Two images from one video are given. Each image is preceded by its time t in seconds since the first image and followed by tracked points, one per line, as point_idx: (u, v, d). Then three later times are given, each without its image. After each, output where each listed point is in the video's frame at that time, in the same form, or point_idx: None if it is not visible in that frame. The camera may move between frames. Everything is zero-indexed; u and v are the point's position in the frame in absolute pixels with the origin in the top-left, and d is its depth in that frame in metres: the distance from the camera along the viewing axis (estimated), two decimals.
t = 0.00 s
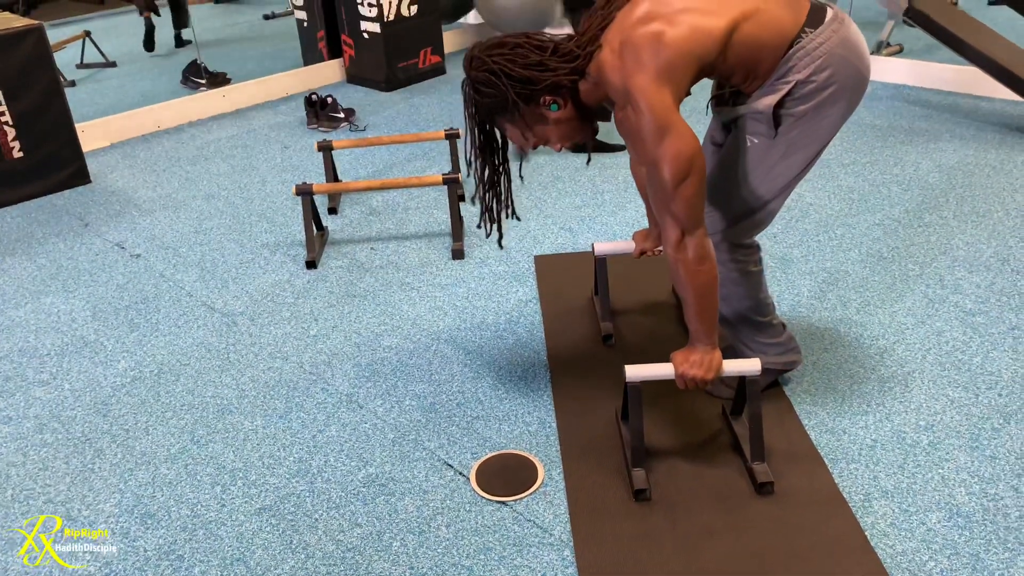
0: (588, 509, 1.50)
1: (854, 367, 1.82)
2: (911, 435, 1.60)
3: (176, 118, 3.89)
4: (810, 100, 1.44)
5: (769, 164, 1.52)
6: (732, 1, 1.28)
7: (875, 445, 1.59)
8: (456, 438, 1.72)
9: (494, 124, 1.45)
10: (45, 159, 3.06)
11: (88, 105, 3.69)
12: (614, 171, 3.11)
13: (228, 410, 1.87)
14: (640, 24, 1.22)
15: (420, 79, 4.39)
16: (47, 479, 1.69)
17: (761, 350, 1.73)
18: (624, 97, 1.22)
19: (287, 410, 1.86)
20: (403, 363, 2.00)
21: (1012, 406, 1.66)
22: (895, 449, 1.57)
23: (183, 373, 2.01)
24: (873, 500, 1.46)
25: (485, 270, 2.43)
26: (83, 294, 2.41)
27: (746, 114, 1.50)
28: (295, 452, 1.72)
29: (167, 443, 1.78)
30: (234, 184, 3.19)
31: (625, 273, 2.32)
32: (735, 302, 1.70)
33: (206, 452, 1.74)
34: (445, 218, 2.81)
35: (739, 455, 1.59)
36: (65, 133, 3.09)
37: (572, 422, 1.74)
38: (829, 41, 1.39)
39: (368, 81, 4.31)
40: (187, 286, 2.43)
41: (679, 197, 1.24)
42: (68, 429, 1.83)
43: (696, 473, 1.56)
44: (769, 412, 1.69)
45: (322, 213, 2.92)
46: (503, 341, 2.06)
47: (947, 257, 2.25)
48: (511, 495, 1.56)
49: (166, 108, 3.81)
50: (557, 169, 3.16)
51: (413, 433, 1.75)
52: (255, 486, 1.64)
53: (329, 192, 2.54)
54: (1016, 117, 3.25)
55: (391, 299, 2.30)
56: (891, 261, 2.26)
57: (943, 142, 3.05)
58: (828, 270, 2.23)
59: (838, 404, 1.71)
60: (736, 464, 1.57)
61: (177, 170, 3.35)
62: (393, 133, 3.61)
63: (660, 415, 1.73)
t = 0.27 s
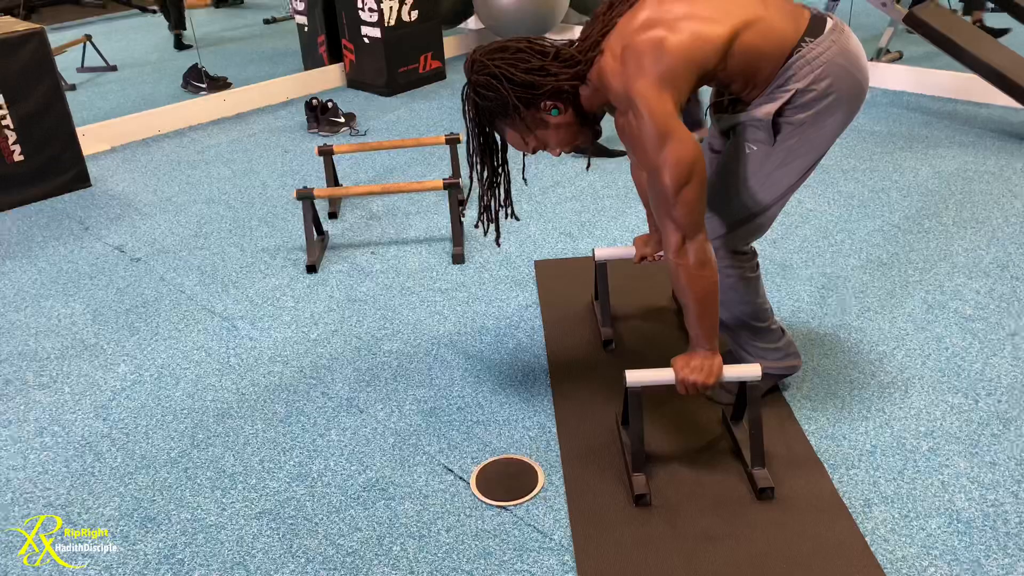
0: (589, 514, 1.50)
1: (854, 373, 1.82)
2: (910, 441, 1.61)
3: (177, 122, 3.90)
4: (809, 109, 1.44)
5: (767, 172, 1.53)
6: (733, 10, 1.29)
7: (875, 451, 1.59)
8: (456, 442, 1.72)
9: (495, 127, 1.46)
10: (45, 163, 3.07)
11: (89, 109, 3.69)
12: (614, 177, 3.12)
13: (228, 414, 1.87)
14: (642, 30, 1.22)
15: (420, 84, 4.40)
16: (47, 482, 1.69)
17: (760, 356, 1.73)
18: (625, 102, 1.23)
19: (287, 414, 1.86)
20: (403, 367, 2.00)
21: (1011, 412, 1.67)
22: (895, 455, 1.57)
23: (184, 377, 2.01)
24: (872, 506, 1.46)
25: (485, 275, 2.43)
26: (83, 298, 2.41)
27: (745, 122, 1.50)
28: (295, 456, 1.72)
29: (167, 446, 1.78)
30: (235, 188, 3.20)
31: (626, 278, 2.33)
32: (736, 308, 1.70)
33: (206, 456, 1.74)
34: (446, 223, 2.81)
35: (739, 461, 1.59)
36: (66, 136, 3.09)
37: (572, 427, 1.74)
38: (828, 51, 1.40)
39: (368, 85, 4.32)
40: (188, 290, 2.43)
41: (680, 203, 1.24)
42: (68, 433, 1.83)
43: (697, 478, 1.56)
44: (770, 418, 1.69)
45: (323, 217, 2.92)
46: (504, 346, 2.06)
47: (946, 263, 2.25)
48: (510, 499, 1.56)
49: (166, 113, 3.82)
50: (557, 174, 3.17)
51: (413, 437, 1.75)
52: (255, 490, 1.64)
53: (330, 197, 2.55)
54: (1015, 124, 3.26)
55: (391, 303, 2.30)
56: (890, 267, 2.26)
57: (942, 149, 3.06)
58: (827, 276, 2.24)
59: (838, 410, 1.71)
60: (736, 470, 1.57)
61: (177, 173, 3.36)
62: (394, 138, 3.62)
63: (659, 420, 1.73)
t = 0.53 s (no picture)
0: (588, 521, 1.50)
1: (853, 379, 1.83)
2: (910, 448, 1.61)
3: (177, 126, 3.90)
4: (809, 114, 1.45)
5: (769, 177, 1.53)
6: (733, 16, 1.30)
7: (875, 458, 1.59)
8: (456, 447, 1.72)
9: (496, 133, 1.46)
10: (45, 167, 3.07)
11: (89, 113, 3.70)
12: (613, 183, 3.12)
13: (227, 419, 1.87)
14: (643, 37, 1.23)
15: (420, 90, 4.41)
16: (46, 486, 1.68)
17: (761, 362, 1.73)
18: (627, 109, 1.23)
19: (287, 419, 1.85)
20: (403, 372, 2.00)
21: (1010, 420, 1.67)
22: (895, 462, 1.58)
23: (183, 382, 2.01)
24: (873, 513, 1.46)
25: (486, 281, 2.43)
26: (83, 301, 2.41)
27: (746, 127, 1.51)
28: (295, 461, 1.72)
29: (167, 451, 1.77)
30: (235, 193, 3.20)
31: (625, 284, 2.33)
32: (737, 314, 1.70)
33: (205, 460, 1.74)
34: (446, 228, 2.82)
35: (739, 468, 1.59)
36: (66, 140, 3.09)
37: (572, 433, 1.74)
38: (827, 56, 1.41)
39: (368, 91, 4.33)
40: (187, 294, 2.43)
41: (681, 209, 1.24)
42: (67, 437, 1.83)
43: (696, 485, 1.56)
44: (770, 424, 1.69)
45: (323, 222, 2.92)
46: (504, 351, 2.06)
47: (945, 271, 2.26)
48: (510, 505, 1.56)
49: (167, 117, 3.82)
50: (557, 180, 3.17)
51: (413, 442, 1.75)
52: (254, 495, 1.64)
53: (330, 202, 2.55)
54: (1013, 132, 3.28)
55: (391, 308, 2.31)
56: (889, 274, 2.27)
57: (941, 157, 3.07)
58: (827, 283, 2.24)
59: (837, 417, 1.71)
60: (736, 476, 1.57)
61: (177, 178, 3.36)
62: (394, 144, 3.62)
63: (659, 426, 1.73)
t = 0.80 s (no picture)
0: (586, 528, 1.50)
1: (851, 388, 1.83)
2: (907, 457, 1.61)
3: (175, 131, 3.90)
4: (807, 123, 1.46)
5: (767, 186, 1.54)
6: (730, 26, 1.31)
7: (872, 466, 1.59)
8: (454, 454, 1.72)
9: (495, 142, 1.46)
10: (43, 171, 3.07)
11: (88, 118, 3.70)
12: (611, 191, 3.13)
13: (225, 425, 1.86)
14: (641, 46, 1.24)
15: (419, 96, 4.42)
16: (43, 492, 1.68)
17: (758, 371, 1.74)
18: (625, 118, 1.24)
19: (284, 425, 1.85)
20: (401, 379, 2.00)
21: (1006, 429, 1.68)
22: (892, 471, 1.58)
23: (180, 387, 2.00)
24: (870, 521, 1.47)
25: (483, 287, 2.44)
26: (80, 306, 2.40)
27: (745, 136, 1.52)
28: (293, 467, 1.72)
29: (165, 456, 1.77)
30: (233, 198, 3.20)
31: (622, 292, 2.33)
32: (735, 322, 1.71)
33: (202, 466, 1.74)
34: (444, 235, 2.82)
35: (736, 475, 1.60)
36: (64, 145, 3.09)
37: (570, 441, 1.74)
38: (825, 66, 1.42)
39: (366, 97, 4.34)
40: (185, 300, 2.43)
41: (679, 218, 1.25)
42: (64, 442, 1.82)
43: (693, 493, 1.56)
44: (768, 432, 1.70)
45: (321, 228, 2.92)
46: (502, 358, 2.06)
47: (942, 280, 2.27)
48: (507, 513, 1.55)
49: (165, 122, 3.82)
50: (555, 188, 3.18)
51: (410, 449, 1.75)
52: (251, 501, 1.63)
53: (328, 208, 2.55)
54: (1008, 142, 3.30)
55: (388, 314, 2.31)
56: (886, 283, 2.28)
57: (937, 167, 3.09)
58: (824, 292, 2.25)
59: (834, 425, 1.72)
60: (734, 484, 1.58)
61: (175, 183, 3.36)
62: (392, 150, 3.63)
63: (657, 434, 1.73)
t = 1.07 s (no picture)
0: (577, 535, 1.50)
1: (843, 396, 1.84)
2: (899, 464, 1.62)
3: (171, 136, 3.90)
4: (802, 134, 1.47)
5: (762, 195, 1.55)
6: (723, 38, 1.32)
7: (864, 474, 1.60)
8: (447, 460, 1.72)
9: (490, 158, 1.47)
10: (38, 175, 3.06)
11: (82, 122, 3.69)
12: (605, 198, 3.14)
13: (218, 430, 1.86)
14: (632, 58, 1.25)
15: (414, 103, 4.43)
16: (35, 497, 1.67)
17: (752, 379, 1.75)
18: (615, 128, 1.25)
19: (278, 430, 1.85)
20: (394, 385, 2.00)
21: (997, 437, 1.68)
22: (883, 478, 1.59)
23: (174, 392, 2.00)
24: (861, 529, 1.47)
25: (478, 294, 2.44)
26: (74, 310, 2.40)
27: (740, 146, 1.53)
28: (286, 473, 1.72)
29: (158, 461, 1.77)
30: (228, 203, 3.20)
31: (616, 298, 2.34)
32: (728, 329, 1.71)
33: (195, 471, 1.73)
34: (439, 241, 2.83)
35: (729, 484, 1.60)
36: (59, 149, 3.09)
37: (563, 448, 1.74)
38: (820, 77, 1.43)
39: (362, 103, 4.34)
40: (179, 304, 2.43)
41: (670, 227, 1.25)
42: (56, 447, 1.82)
43: (685, 500, 1.57)
44: (761, 440, 1.70)
45: (315, 234, 2.92)
46: (496, 365, 2.06)
47: (934, 288, 2.28)
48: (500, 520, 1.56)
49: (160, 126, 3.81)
50: (550, 195, 3.19)
51: (403, 455, 1.75)
52: (244, 506, 1.63)
53: (323, 214, 2.55)
54: (1000, 152, 3.32)
55: (383, 320, 2.31)
56: (878, 291, 2.29)
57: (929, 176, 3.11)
58: (817, 299, 2.26)
59: (826, 433, 1.72)
60: (726, 492, 1.58)
61: (170, 188, 3.36)
62: (387, 156, 3.63)
63: (650, 441, 1.73)
